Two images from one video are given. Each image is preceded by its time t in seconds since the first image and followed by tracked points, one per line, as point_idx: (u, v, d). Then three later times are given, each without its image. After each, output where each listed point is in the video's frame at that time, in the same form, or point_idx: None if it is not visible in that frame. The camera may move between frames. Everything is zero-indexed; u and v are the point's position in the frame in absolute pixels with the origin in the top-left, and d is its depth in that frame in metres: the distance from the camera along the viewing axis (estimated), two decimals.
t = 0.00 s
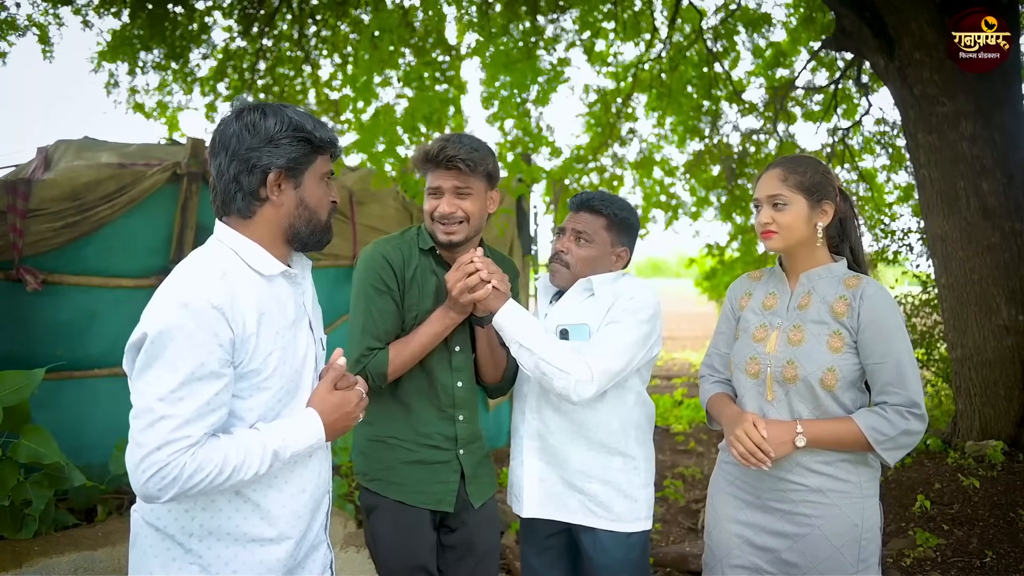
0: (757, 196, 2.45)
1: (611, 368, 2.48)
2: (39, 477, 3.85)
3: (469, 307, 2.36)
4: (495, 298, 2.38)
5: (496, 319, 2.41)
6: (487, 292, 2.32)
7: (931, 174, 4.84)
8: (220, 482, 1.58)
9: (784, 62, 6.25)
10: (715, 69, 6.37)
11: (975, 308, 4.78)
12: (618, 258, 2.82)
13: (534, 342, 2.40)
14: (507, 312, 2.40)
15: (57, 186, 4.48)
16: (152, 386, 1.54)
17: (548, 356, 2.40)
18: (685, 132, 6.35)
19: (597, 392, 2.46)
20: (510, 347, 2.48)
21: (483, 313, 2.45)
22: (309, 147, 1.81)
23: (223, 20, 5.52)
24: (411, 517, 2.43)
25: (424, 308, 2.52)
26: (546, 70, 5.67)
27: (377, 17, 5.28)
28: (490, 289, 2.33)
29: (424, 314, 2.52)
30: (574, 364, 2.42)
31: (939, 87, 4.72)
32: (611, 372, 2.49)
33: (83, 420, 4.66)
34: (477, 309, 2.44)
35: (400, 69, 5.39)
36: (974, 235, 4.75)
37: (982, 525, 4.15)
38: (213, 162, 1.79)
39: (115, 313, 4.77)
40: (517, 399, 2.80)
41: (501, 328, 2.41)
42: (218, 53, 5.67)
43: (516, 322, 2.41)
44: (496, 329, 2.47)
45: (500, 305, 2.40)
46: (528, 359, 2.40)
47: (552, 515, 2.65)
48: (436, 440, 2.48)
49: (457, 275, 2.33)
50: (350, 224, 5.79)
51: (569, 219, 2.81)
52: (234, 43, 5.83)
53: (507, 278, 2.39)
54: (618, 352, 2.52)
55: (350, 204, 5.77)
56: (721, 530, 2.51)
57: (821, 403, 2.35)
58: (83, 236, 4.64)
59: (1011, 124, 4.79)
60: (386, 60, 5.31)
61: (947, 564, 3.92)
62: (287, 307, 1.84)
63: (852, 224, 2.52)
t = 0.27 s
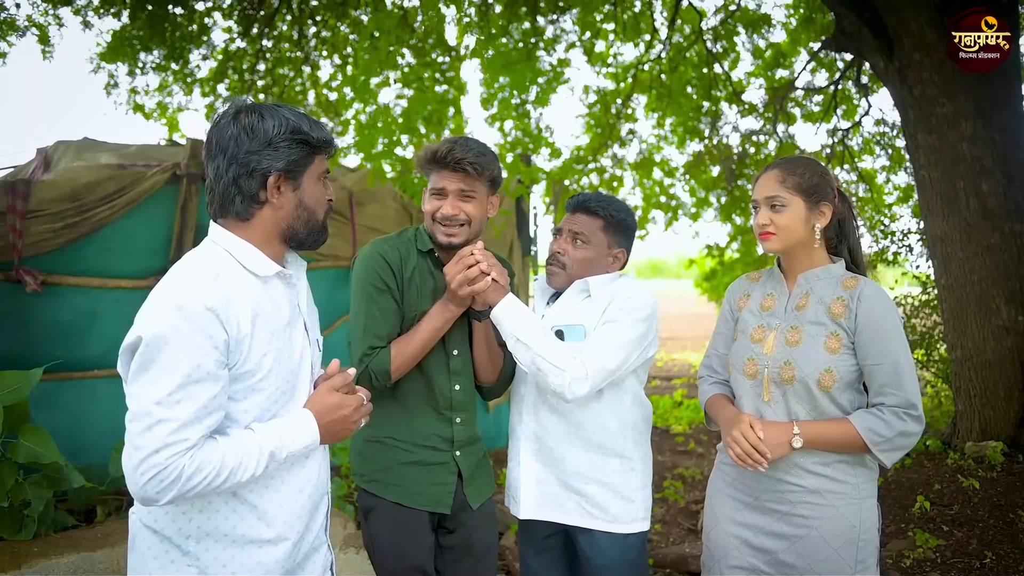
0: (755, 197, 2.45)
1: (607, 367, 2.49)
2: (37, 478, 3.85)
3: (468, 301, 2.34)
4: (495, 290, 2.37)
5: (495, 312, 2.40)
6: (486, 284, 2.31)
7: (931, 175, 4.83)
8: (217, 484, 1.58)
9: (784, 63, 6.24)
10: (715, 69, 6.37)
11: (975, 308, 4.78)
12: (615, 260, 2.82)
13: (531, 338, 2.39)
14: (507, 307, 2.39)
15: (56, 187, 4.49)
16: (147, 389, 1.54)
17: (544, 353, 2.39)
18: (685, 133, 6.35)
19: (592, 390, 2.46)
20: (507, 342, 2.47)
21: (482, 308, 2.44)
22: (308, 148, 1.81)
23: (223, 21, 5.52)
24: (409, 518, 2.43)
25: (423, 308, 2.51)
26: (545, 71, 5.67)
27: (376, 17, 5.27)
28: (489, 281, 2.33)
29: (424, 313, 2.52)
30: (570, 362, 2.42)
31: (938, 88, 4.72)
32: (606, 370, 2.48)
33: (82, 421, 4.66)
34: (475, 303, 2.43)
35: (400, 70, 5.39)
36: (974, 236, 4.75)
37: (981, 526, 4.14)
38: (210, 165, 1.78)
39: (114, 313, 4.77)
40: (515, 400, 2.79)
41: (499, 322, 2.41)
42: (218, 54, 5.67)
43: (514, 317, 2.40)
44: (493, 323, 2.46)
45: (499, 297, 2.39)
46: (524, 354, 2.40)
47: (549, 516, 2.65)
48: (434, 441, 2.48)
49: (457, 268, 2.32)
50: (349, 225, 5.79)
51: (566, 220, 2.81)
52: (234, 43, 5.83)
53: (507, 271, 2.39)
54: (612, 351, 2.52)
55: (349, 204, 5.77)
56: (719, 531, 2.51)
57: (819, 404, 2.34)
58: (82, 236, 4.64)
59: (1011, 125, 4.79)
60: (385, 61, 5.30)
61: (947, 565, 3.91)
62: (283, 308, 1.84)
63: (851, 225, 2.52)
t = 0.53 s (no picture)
0: (753, 198, 2.45)
1: (607, 368, 2.49)
2: (37, 479, 3.85)
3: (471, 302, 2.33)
4: (497, 294, 2.37)
5: (497, 316, 2.41)
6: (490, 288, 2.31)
7: (931, 175, 4.83)
8: (215, 483, 1.58)
9: (784, 64, 6.25)
10: (715, 70, 6.37)
11: (975, 308, 4.78)
12: (615, 260, 2.82)
13: (533, 341, 2.40)
14: (510, 311, 2.40)
15: (56, 187, 4.51)
16: (144, 389, 1.54)
17: (547, 356, 2.40)
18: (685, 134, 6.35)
19: (594, 393, 2.47)
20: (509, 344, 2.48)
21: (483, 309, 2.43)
22: (307, 149, 1.81)
23: (223, 21, 5.52)
24: (409, 518, 2.43)
25: (424, 308, 2.51)
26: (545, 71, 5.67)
27: (376, 18, 5.27)
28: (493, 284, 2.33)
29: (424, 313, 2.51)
30: (572, 366, 2.42)
31: (938, 89, 4.72)
32: (607, 373, 2.49)
33: (81, 421, 4.66)
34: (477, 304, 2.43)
35: (400, 70, 5.39)
36: (974, 236, 4.75)
37: (981, 526, 4.14)
38: (209, 165, 1.78)
39: (114, 313, 4.77)
40: (515, 400, 2.79)
41: (501, 325, 2.41)
42: (218, 54, 5.67)
43: (517, 320, 2.40)
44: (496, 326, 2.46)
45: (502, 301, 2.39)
46: (526, 357, 2.41)
47: (549, 516, 2.65)
48: (435, 441, 2.48)
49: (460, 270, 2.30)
50: (349, 225, 5.79)
51: (566, 220, 2.81)
52: (234, 44, 5.83)
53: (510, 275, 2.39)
54: (614, 353, 2.52)
55: (349, 205, 5.77)
56: (719, 531, 2.51)
57: (817, 405, 2.34)
58: (82, 236, 4.64)
59: (1010, 125, 4.79)
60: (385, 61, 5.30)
61: (946, 565, 3.91)
62: (281, 307, 1.84)
63: (849, 225, 2.52)
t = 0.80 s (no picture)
0: (753, 199, 2.45)
1: (611, 369, 2.49)
2: (38, 478, 3.86)
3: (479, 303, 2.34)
4: (506, 295, 2.40)
5: (505, 317, 2.42)
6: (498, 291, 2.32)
7: (931, 175, 4.83)
8: (220, 483, 1.58)
9: (784, 64, 6.24)
10: (715, 70, 6.37)
11: (975, 309, 4.78)
12: (618, 261, 2.82)
13: (541, 343, 2.41)
14: (515, 314, 2.41)
15: (56, 187, 4.51)
16: (148, 389, 1.54)
17: (554, 358, 2.40)
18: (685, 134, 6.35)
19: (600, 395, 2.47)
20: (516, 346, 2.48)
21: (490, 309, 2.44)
22: (308, 151, 1.81)
23: (224, 21, 5.52)
24: (410, 518, 2.43)
25: (430, 307, 2.51)
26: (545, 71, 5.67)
27: (377, 18, 5.28)
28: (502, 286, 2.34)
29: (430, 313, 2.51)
30: (579, 368, 2.43)
31: (939, 89, 4.72)
32: (613, 375, 2.49)
33: (82, 421, 4.67)
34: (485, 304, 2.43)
35: (400, 70, 5.39)
36: (975, 237, 4.75)
37: (982, 526, 4.14)
38: (209, 163, 1.79)
39: (114, 313, 4.77)
40: (517, 400, 2.79)
41: (509, 326, 2.42)
42: (218, 54, 5.67)
43: (524, 322, 2.41)
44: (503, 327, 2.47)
45: (509, 302, 2.41)
46: (534, 359, 2.41)
47: (551, 515, 2.65)
48: (437, 441, 2.48)
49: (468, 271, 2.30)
50: (350, 225, 5.79)
51: (568, 221, 2.81)
52: (234, 44, 5.83)
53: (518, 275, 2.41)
54: (619, 354, 2.52)
55: (349, 205, 5.78)
56: (719, 531, 2.51)
57: (818, 405, 2.34)
58: (83, 236, 4.65)
59: (1011, 126, 4.79)
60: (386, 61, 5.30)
61: (947, 566, 3.91)
62: (283, 308, 1.84)
63: (849, 225, 2.52)
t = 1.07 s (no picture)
0: (754, 200, 2.45)
1: (614, 367, 2.49)
2: (38, 479, 3.85)
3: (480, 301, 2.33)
4: (506, 293, 2.40)
5: (507, 315, 2.41)
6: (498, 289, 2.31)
7: (932, 176, 4.83)
8: (227, 478, 1.58)
9: (784, 64, 6.24)
10: (716, 70, 6.36)
11: (976, 309, 4.78)
12: (621, 261, 2.82)
13: (543, 340, 2.40)
14: (518, 312, 2.41)
15: (56, 187, 4.51)
16: (155, 383, 1.54)
17: (556, 356, 2.40)
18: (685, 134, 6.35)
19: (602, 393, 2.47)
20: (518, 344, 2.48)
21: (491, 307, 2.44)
22: (310, 152, 1.80)
23: (224, 21, 5.52)
24: (412, 519, 2.42)
25: (433, 308, 2.51)
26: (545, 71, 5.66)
27: (377, 18, 5.27)
28: (502, 284, 2.33)
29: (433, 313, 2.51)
30: (581, 365, 2.42)
31: (939, 89, 4.72)
32: (614, 373, 2.48)
33: (82, 421, 4.67)
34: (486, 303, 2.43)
35: (401, 71, 5.39)
36: (975, 237, 4.75)
37: (982, 527, 4.14)
38: (213, 162, 1.79)
39: (115, 314, 4.77)
40: (520, 399, 2.79)
41: (511, 324, 2.42)
42: (218, 54, 5.67)
43: (526, 320, 2.41)
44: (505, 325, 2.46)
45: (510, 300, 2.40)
46: (536, 357, 2.41)
47: (554, 514, 2.64)
48: (439, 442, 2.48)
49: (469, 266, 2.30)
50: (350, 225, 5.79)
51: (572, 221, 2.81)
52: (235, 44, 5.83)
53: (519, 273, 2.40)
54: (621, 353, 2.52)
55: (350, 205, 5.78)
56: (720, 532, 2.51)
57: (819, 405, 2.34)
58: (83, 236, 4.64)
59: (1011, 126, 4.79)
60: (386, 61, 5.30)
61: (948, 566, 3.91)
62: (286, 306, 1.84)
63: (851, 225, 2.52)
